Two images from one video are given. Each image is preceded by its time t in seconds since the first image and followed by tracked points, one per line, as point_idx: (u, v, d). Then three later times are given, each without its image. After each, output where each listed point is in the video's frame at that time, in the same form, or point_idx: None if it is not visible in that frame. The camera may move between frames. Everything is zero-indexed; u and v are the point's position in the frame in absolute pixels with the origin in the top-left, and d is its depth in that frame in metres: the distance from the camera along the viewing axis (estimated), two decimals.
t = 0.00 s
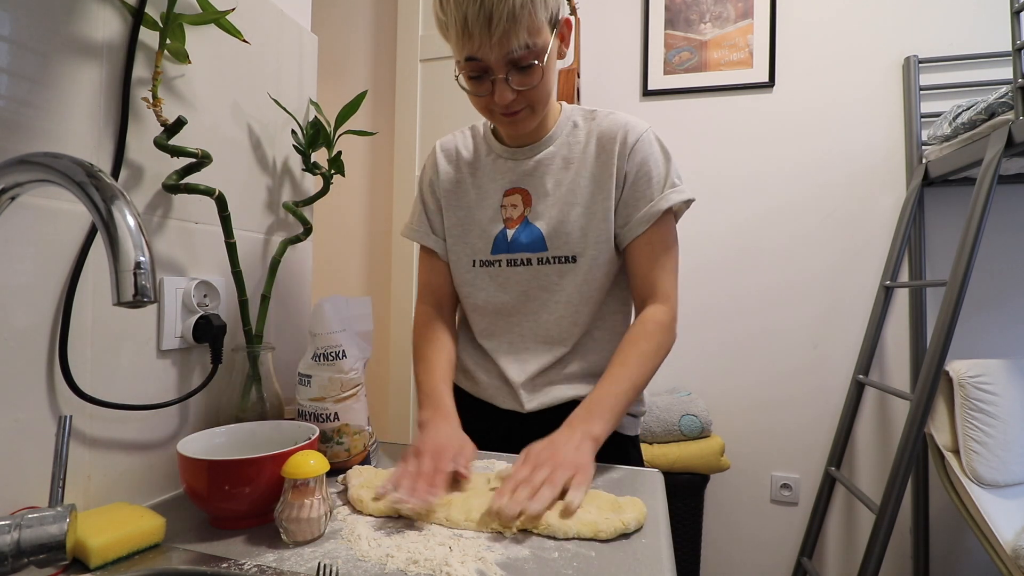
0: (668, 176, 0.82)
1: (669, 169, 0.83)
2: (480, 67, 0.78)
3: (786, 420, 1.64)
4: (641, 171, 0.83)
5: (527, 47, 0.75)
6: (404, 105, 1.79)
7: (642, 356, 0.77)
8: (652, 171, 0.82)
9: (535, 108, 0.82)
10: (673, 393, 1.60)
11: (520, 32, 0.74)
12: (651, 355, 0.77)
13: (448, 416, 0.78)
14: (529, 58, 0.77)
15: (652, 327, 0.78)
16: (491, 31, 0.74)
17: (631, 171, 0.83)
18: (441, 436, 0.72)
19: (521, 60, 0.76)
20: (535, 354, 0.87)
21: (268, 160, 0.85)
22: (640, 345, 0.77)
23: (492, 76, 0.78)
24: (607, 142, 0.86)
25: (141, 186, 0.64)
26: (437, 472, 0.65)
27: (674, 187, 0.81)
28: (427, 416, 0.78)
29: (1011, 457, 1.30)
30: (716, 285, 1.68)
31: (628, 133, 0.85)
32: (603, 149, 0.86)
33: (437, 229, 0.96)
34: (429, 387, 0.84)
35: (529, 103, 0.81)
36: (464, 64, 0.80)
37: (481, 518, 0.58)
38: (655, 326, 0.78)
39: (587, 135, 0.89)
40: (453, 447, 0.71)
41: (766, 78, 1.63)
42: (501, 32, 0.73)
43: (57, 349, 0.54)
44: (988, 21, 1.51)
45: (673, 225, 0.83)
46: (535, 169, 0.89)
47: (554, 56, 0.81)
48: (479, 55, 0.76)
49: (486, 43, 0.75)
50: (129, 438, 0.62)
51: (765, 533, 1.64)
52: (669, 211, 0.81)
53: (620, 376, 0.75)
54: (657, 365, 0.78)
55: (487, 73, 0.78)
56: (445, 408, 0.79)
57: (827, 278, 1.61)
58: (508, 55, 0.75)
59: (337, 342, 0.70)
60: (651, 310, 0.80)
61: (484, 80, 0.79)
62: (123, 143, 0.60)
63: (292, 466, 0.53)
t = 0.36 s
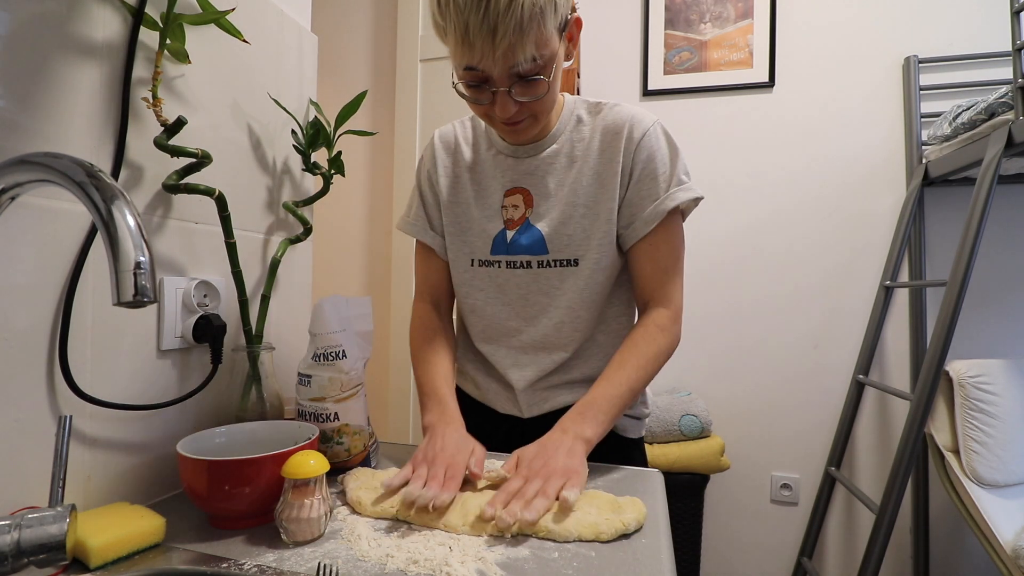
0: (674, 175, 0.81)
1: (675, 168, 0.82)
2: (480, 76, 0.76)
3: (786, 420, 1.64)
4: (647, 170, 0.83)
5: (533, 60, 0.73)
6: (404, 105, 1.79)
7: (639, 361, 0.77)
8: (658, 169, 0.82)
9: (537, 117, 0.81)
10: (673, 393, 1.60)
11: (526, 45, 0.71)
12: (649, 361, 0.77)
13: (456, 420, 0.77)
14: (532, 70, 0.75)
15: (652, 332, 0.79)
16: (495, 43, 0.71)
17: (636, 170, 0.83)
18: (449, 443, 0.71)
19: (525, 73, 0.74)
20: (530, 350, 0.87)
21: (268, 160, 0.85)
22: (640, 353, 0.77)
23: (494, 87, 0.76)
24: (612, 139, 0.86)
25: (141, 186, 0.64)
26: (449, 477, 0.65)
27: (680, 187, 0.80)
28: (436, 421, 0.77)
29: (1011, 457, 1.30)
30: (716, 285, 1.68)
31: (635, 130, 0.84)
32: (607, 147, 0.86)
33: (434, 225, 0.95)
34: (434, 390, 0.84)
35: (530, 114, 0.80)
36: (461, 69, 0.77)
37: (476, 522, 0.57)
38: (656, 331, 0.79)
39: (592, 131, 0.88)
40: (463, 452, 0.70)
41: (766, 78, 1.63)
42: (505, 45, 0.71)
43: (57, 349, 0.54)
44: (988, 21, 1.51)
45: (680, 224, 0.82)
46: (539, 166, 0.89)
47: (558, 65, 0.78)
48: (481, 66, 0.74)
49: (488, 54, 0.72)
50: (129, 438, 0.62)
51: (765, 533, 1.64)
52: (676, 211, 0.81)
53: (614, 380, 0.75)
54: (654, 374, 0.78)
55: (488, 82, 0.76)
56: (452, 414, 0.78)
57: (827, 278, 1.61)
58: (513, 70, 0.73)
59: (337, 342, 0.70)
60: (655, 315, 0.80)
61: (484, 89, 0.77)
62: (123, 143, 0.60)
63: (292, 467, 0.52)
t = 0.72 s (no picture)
0: (672, 173, 0.81)
1: (672, 167, 0.82)
2: (468, 88, 0.76)
3: (786, 420, 1.64)
4: (643, 171, 0.82)
5: (520, 74, 0.73)
6: (404, 105, 1.79)
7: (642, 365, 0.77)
8: (654, 170, 0.82)
9: (528, 125, 0.82)
10: (673, 393, 1.60)
11: (512, 57, 0.71)
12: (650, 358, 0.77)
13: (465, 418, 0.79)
14: (521, 81, 0.74)
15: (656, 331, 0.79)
16: (480, 58, 0.70)
17: (633, 169, 0.83)
18: (460, 443, 0.72)
19: (513, 86, 0.75)
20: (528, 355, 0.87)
21: (268, 160, 0.85)
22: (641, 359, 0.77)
23: (482, 99, 0.76)
24: (608, 138, 0.85)
25: (141, 186, 0.64)
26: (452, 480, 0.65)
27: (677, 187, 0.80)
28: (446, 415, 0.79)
29: (1011, 457, 1.31)
30: (716, 285, 1.68)
31: (631, 130, 0.83)
32: (604, 146, 0.86)
33: (429, 223, 0.95)
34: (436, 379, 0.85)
35: (521, 122, 0.80)
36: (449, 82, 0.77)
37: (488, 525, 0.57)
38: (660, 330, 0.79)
39: (589, 129, 0.88)
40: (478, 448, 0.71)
41: (766, 78, 1.63)
42: (491, 62, 0.70)
43: (57, 349, 0.54)
44: (988, 21, 1.51)
45: (679, 223, 0.82)
46: (533, 165, 0.89)
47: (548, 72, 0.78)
48: (468, 80, 0.74)
49: (474, 70, 0.72)
50: (129, 438, 0.62)
51: (765, 533, 1.64)
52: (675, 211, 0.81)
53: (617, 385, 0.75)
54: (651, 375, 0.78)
55: (476, 94, 0.76)
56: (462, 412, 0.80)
57: (827, 278, 1.61)
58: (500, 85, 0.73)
59: (337, 342, 0.70)
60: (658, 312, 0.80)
61: (473, 100, 0.77)
62: (123, 143, 0.60)
63: (292, 466, 0.52)
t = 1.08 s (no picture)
0: (632, 195, 0.93)
1: (630, 191, 0.94)
2: (477, 79, 0.77)
3: (786, 420, 1.64)
4: (612, 190, 0.91)
5: (527, 70, 0.77)
6: (404, 105, 1.79)
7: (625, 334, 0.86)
8: (620, 191, 0.92)
9: (520, 129, 0.83)
10: (673, 393, 1.60)
11: (523, 56, 0.76)
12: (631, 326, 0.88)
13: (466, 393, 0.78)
14: (525, 81, 0.78)
15: (625, 313, 0.90)
16: (497, 49, 0.74)
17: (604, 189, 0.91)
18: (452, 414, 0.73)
19: (518, 81, 0.78)
20: (521, 358, 0.90)
21: (268, 160, 0.85)
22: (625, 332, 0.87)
23: (488, 91, 0.78)
24: (582, 161, 0.93)
25: (141, 186, 0.64)
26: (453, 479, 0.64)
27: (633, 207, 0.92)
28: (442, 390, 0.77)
29: (1011, 457, 1.31)
30: (716, 285, 1.68)
31: (599, 155, 0.93)
32: (580, 167, 0.93)
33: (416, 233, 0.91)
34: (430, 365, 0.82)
35: (517, 123, 0.82)
36: (456, 75, 0.78)
37: (508, 516, 0.57)
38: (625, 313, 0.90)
39: (562, 154, 0.94)
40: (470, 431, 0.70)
41: (766, 78, 1.63)
42: (506, 52, 0.74)
43: (57, 349, 0.54)
44: (988, 21, 1.51)
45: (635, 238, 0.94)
46: (517, 178, 0.91)
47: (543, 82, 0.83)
48: (480, 70, 0.76)
49: (489, 58, 0.75)
50: (129, 438, 0.62)
51: (765, 533, 1.64)
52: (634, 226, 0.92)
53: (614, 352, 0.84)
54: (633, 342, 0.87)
55: (482, 84, 0.78)
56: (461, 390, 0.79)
57: (827, 278, 1.61)
58: (509, 76, 0.76)
59: (337, 342, 0.70)
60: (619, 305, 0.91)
61: (480, 93, 0.79)
62: (123, 143, 0.60)
63: (277, 471, 0.52)
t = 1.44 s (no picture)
0: (628, 208, 0.94)
1: (627, 204, 0.95)
2: (496, 103, 0.79)
3: (786, 420, 1.64)
4: (610, 204, 0.92)
5: (547, 102, 0.79)
6: (404, 105, 1.79)
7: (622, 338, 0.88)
8: (618, 205, 0.93)
9: (529, 148, 0.87)
10: (673, 393, 1.60)
11: (544, 89, 0.77)
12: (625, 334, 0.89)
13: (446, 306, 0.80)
14: (542, 110, 0.80)
15: (620, 322, 0.91)
16: (521, 82, 0.75)
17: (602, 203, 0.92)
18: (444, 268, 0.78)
19: (536, 110, 0.80)
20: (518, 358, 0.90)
21: (268, 160, 0.85)
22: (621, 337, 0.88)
23: (505, 117, 0.80)
24: (582, 172, 0.93)
25: (141, 186, 0.64)
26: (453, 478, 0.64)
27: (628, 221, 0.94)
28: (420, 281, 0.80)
29: (1011, 457, 1.31)
30: (716, 285, 1.68)
31: (600, 167, 0.93)
32: (580, 177, 0.93)
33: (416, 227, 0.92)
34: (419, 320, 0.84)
35: (527, 144, 0.85)
36: (474, 95, 0.79)
37: (507, 515, 0.57)
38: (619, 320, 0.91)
39: (562, 163, 0.94)
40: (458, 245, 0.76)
41: (766, 78, 1.63)
42: (530, 86, 0.76)
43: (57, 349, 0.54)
44: (988, 21, 1.51)
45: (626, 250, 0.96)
46: (518, 185, 0.91)
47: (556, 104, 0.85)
48: (501, 98, 0.77)
49: (512, 89, 0.76)
50: (129, 438, 0.62)
51: (765, 533, 1.64)
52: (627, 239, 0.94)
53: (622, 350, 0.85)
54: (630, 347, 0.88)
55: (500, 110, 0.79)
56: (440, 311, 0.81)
57: (826, 278, 1.61)
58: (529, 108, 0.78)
59: (337, 342, 0.70)
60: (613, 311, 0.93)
61: (496, 116, 0.81)
62: (123, 143, 0.60)
63: (277, 471, 0.52)
